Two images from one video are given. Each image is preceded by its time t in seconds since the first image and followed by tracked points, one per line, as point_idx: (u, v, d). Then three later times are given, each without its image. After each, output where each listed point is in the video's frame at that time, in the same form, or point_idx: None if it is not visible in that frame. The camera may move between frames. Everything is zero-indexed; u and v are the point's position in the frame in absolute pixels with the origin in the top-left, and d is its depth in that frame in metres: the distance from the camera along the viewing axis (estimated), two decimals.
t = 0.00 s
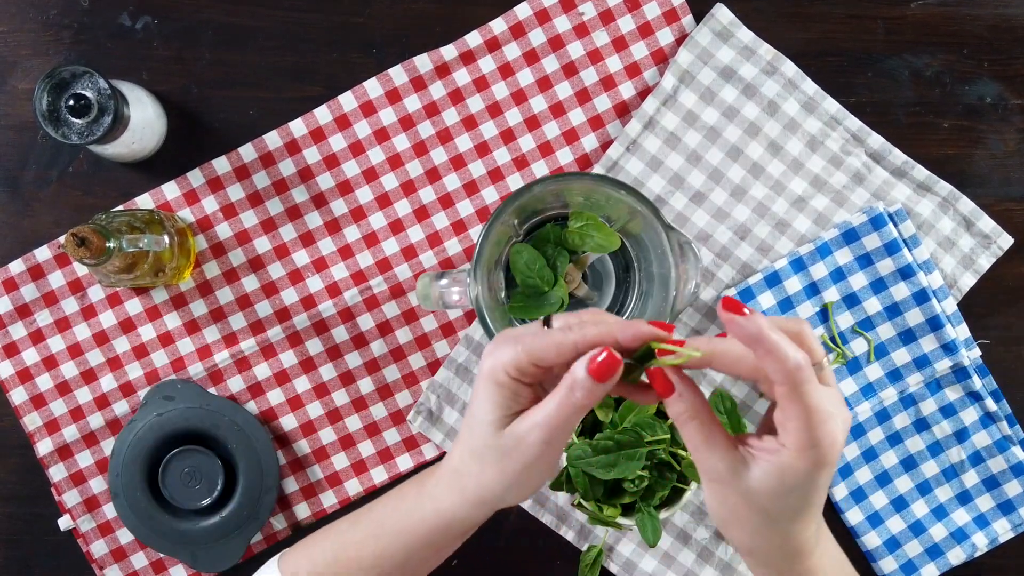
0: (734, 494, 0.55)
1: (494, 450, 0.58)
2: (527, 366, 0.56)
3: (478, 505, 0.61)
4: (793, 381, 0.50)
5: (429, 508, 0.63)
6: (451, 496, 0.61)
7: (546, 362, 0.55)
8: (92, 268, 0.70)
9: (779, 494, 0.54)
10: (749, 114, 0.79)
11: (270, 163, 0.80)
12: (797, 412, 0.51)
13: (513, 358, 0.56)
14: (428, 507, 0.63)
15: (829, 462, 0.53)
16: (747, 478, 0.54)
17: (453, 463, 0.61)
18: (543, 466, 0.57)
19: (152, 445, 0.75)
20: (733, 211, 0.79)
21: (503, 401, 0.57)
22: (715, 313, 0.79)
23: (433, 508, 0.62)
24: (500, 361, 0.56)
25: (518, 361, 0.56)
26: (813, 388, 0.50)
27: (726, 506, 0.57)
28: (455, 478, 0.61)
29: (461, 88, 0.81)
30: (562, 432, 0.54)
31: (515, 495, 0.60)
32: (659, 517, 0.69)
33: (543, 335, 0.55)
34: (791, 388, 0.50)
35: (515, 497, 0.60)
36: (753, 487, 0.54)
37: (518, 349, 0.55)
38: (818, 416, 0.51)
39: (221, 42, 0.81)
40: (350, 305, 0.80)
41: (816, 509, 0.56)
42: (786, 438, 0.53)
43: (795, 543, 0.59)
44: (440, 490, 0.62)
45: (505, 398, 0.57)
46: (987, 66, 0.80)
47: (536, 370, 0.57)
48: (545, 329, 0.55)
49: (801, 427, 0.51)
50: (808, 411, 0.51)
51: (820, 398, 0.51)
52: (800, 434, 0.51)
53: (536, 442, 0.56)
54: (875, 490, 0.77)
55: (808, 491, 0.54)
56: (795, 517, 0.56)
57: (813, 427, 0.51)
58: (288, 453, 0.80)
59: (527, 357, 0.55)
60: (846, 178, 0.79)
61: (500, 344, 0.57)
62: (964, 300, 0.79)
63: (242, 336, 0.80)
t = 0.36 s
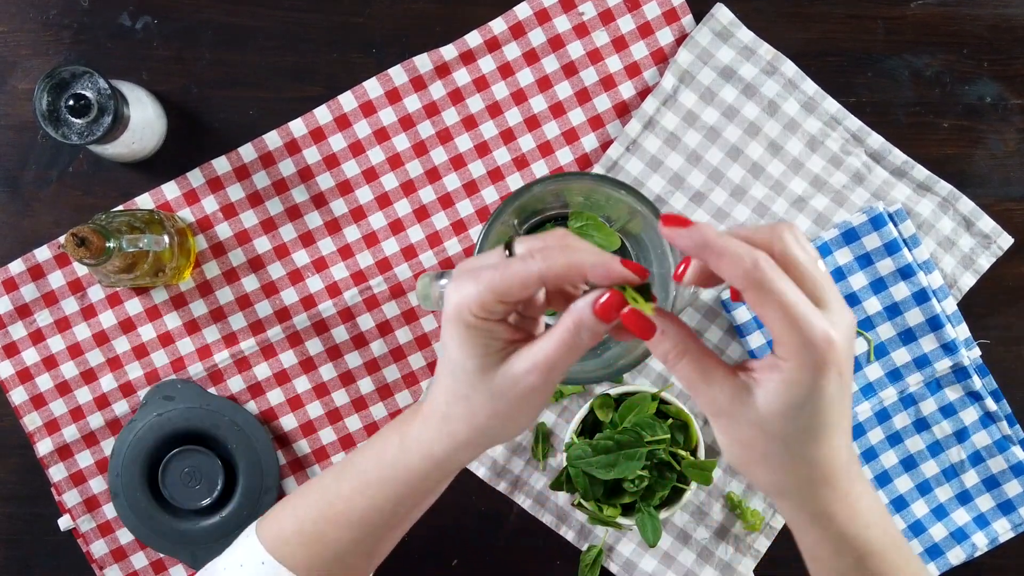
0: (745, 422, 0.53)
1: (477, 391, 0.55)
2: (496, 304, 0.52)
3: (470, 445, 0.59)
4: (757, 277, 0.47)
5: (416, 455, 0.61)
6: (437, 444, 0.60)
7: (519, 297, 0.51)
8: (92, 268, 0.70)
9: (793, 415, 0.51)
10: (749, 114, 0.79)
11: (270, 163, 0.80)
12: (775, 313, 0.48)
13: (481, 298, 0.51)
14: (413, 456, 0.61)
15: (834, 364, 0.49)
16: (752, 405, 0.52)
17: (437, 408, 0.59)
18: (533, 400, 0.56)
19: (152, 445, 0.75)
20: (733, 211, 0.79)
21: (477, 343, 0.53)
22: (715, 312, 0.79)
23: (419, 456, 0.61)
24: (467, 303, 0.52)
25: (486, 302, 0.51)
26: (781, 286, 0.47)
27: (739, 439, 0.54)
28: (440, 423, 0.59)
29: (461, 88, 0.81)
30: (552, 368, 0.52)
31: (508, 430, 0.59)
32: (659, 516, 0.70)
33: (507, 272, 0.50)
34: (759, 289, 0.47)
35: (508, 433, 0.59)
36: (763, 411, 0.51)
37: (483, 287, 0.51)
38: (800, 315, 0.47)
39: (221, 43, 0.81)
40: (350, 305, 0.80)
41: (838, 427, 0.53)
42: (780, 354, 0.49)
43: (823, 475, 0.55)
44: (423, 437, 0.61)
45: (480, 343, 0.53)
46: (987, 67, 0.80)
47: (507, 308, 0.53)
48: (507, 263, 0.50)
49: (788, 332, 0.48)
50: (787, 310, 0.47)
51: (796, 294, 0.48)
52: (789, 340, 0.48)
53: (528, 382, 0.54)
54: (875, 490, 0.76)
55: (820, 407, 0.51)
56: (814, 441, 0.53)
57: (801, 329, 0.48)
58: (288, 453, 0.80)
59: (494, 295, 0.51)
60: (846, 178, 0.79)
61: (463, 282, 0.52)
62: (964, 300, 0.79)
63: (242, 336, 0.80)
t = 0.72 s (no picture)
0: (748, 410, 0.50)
1: (484, 371, 0.55)
2: (502, 288, 0.50)
3: (477, 422, 0.60)
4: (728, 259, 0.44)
5: (421, 437, 0.61)
6: (442, 425, 0.60)
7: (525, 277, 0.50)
8: (92, 268, 0.70)
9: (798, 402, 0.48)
10: (749, 114, 0.79)
11: (270, 163, 0.80)
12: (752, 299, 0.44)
13: (487, 282, 0.49)
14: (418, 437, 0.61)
15: (825, 349, 0.46)
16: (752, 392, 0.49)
17: (441, 391, 0.59)
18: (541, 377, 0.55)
19: (151, 445, 0.75)
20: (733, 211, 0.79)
21: (482, 325, 0.52)
22: (714, 312, 0.79)
23: (424, 437, 0.61)
24: (470, 287, 0.50)
25: (492, 286, 0.50)
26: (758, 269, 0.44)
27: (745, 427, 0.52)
28: (444, 403, 0.59)
29: (461, 87, 0.81)
30: (562, 348, 0.52)
31: (515, 407, 0.59)
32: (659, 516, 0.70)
33: (512, 253, 0.48)
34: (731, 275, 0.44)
35: (515, 409, 0.59)
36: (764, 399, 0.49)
37: (487, 270, 0.49)
38: (778, 300, 0.44)
39: (221, 43, 0.81)
40: (350, 305, 0.80)
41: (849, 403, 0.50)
42: (768, 341, 0.46)
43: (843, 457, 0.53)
44: (427, 418, 0.60)
45: (485, 326, 0.52)
46: (987, 66, 0.80)
47: (512, 289, 0.51)
48: (509, 243, 0.49)
49: (769, 318, 0.45)
50: (765, 296, 0.44)
51: (774, 276, 0.44)
52: (774, 327, 0.45)
53: (537, 364, 0.53)
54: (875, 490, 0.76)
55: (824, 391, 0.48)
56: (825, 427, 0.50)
57: (784, 313, 0.44)
58: (288, 453, 0.80)
59: (500, 277, 0.49)
60: (846, 178, 0.79)
61: (465, 264, 0.51)
62: (963, 299, 0.79)
63: (242, 336, 0.80)
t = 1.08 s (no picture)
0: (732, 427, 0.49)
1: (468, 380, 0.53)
2: (485, 303, 0.49)
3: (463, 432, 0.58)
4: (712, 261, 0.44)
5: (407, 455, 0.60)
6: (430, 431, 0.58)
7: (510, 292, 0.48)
8: (92, 268, 0.70)
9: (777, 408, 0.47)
10: (749, 114, 0.79)
11: (270, 163, 0.80)
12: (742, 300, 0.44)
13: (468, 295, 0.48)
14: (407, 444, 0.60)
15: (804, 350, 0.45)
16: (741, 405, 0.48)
17: (428, 398, 0.57)
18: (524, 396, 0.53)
19: (152, 445, 0.75)
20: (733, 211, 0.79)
21: (466, 335, 0.51)
22: (715, 312, 0.79)
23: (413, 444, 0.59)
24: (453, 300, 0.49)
25: (474, 301, 0.48)
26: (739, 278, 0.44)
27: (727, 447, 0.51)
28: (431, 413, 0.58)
29: (461, 87, 0.81)
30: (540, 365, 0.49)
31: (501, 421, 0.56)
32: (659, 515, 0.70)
33: (496, 271, 0.47)
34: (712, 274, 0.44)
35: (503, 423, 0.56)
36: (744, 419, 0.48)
37: (472, 285, 0.48)
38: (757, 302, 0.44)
39: (221, 42, 0.81)
40: (350, 305, 0.80)
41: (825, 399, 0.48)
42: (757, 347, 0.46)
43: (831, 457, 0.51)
44: (417, 423, 0.59)
45: (468, 337, 0.51)
46: (988, 66, 0.80)
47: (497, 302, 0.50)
48: (495, 260, 0.47)
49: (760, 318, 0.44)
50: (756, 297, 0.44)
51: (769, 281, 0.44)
52: (766, 333, 0.45)
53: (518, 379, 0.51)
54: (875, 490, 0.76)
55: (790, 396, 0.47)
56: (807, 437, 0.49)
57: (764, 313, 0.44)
58: (288, 453, 0.80)
59: (482, 293, 0.48)
60: (846, 177, 0.79)
61: (451, 274, 0.49)
62: (963, 299, 0.79)
63: (242, 336, 0.80)
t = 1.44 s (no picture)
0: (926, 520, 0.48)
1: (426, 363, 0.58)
2: (441, 280, 0.57)
3: (424, 425, 0.60)
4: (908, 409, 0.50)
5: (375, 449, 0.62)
6: (398, 421, 0.60)
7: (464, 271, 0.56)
8: (92, 268, 0.70)
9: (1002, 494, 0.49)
10: (749, 114, 0.79)
11: (270, 163, 0.80)
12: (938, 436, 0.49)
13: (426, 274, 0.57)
14: (377, 433, 0.62)
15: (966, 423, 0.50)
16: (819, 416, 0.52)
17: (396, 389, 0.61)
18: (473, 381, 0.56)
19: (152, 445, 0.75)
20: (733, 211, 0.79)
21: (429, 315, 0.58)
22: (715, 312, 0.79)
23: (380, 433, 0.61)
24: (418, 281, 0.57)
25: (432, 277, 0.56)
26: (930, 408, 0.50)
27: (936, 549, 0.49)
28: (397, 402, 0.61)
29: (461, 88, 0.81)
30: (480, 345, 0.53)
31: (456, 411, 0.59)
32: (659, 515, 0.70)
33: (451, 250, 0.55)
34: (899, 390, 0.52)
35: (460, 415, 0.59)
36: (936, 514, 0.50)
37: (435, 262, 0.56)
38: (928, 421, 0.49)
39: (221, 42, 0.81)
40: (349, 305, 0.80)
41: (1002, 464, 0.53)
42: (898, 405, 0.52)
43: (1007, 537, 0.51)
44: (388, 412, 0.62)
45: (430, 316, 0.58)
46: (987, 66, 0.80)
47: (460, 283, 0.58)
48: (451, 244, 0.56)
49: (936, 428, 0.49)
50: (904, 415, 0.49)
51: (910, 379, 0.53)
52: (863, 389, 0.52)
53: (462, 359, 0.54)
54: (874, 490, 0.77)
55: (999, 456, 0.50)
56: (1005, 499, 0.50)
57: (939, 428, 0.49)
58: (288, 453, 0.80)
59: (441, 268, 0.56)
60: (846, 177, 0.79)
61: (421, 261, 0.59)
62: (963, 299, 0.79)
63: (242, 336, 0.80)
